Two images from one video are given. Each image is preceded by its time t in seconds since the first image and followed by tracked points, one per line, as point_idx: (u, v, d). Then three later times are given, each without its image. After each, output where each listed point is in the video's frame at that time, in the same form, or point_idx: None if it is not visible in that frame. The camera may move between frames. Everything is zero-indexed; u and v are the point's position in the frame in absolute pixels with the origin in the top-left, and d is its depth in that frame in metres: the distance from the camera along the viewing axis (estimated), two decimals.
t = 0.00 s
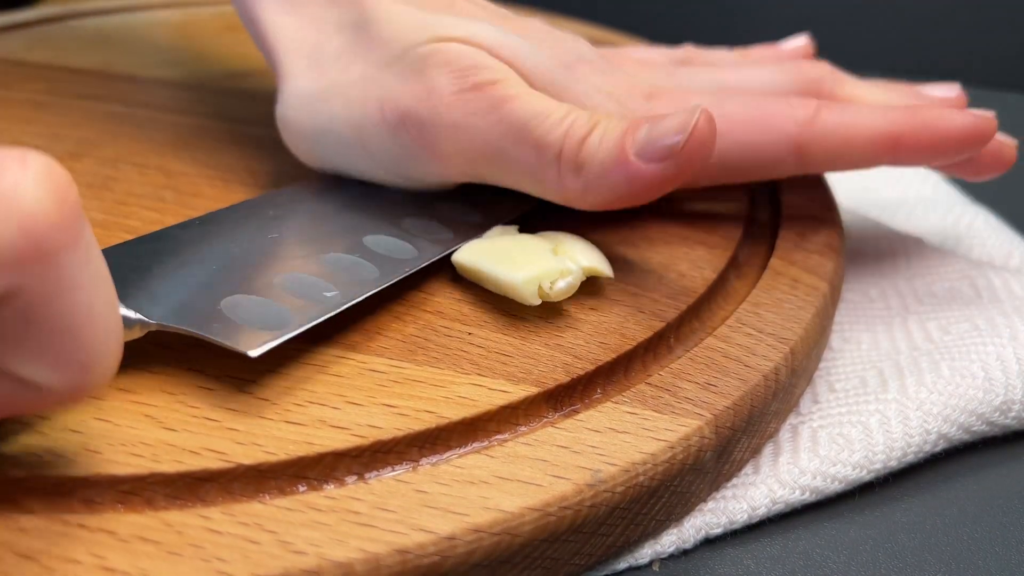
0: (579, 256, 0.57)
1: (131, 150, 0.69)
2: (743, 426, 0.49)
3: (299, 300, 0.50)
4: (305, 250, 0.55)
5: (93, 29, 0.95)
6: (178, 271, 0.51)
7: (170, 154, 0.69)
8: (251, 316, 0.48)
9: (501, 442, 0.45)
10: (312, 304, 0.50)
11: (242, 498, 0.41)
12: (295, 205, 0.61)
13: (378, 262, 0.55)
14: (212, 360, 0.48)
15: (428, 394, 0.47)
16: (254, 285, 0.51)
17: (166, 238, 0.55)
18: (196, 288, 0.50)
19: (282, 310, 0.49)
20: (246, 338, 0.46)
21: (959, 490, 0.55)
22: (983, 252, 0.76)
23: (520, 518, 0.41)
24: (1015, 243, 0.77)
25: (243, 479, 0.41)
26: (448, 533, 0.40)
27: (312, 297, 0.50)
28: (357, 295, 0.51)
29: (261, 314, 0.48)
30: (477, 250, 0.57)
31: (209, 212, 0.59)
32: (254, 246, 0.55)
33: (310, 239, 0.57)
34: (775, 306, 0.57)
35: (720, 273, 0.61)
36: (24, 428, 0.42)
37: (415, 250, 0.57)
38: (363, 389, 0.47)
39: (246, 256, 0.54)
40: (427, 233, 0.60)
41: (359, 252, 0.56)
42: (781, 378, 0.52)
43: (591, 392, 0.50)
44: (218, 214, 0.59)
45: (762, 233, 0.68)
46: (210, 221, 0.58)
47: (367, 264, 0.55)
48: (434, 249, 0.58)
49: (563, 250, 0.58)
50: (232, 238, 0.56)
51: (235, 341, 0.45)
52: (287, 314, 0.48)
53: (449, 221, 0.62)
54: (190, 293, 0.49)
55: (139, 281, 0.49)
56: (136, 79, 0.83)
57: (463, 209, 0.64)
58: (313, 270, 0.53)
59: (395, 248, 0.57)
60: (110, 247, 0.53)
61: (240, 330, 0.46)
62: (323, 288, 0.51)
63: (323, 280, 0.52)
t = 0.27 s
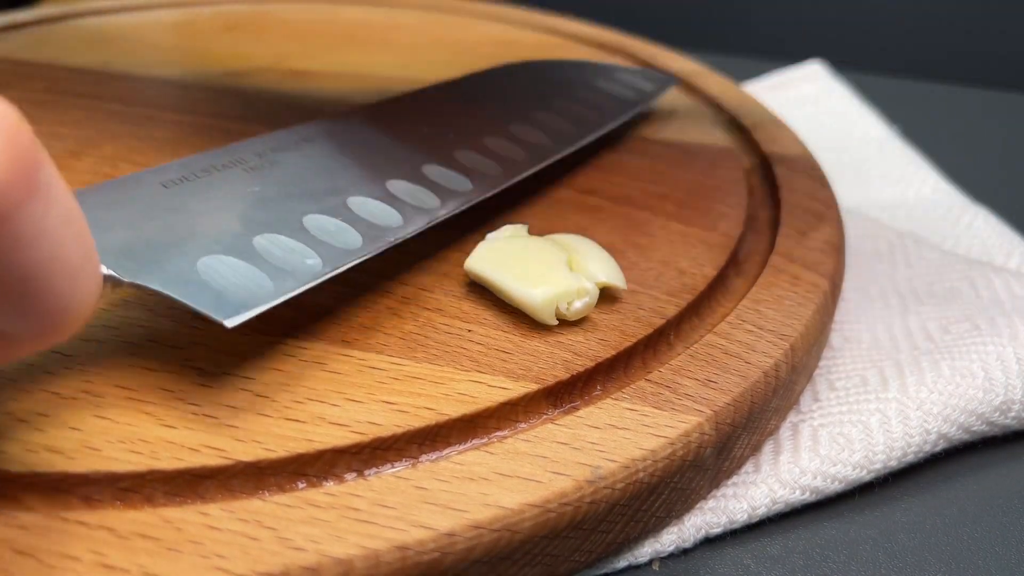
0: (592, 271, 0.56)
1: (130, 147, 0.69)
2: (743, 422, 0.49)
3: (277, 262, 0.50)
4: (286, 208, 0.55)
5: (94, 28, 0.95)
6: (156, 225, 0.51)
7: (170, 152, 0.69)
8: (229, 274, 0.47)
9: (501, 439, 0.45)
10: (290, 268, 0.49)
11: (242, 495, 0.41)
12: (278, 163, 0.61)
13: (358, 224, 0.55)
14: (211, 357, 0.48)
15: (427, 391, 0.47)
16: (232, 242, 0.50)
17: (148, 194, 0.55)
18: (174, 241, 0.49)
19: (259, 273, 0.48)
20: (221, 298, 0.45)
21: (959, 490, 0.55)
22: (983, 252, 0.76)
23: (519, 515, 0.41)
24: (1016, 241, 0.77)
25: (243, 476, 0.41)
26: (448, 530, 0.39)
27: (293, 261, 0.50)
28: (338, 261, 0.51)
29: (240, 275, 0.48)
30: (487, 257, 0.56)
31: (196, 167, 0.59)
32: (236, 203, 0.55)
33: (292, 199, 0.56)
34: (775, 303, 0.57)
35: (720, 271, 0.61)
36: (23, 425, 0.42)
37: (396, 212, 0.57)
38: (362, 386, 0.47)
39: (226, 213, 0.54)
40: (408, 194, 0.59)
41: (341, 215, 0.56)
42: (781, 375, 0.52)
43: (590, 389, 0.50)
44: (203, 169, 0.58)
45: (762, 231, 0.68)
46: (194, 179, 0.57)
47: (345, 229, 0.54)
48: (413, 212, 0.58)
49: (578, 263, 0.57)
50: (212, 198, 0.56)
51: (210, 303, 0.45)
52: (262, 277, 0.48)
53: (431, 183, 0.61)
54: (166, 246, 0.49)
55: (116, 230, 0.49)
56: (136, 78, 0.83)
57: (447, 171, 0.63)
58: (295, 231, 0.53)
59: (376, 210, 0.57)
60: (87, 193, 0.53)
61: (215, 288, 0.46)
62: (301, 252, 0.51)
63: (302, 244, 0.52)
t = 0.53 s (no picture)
0: (591, 271, 0.56)
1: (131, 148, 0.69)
2: (742, 422, 0.49)
3: (255, 196, 0.49)
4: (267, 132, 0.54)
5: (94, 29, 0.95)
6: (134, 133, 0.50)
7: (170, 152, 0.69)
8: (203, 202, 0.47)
9: (501, 439, 0.45)
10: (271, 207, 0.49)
11: (242, 495, 0.41)
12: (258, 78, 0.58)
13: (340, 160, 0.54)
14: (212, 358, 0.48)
15: (427, 390, 0.47)
16: (210, 163, 0.50)
17: (121, 81, 0.53)
18: (148, 155, 0.48)
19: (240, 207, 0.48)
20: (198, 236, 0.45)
21: (959, 490, 0.55)
22: (983, 253, 0.76)
23: (519, 515, 0.41)
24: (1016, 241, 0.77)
25: (243, 476, 0.41)
26: (448, 530, 0.39)
27: (275, 204, 0.49)
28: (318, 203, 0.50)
29: (220, 207, 0.47)
30: (489, 259, 0.56)
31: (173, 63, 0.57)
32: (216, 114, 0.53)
33: (273, 118, 0.55)
34: (775, 303, 0.57)
35: (720, 270, 0.61)
36: (23, 425, 0.42)
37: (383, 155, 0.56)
38: (362, 386, 0.47)
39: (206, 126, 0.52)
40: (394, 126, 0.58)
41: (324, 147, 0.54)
42: (781, 375, 0.52)
43: (590, 389, 0.50)
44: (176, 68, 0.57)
45: (762, 231, 0.68)
46: (169, 79, 0.55)
47: (327, 166, 0.53)
48: (400, 152, 0.56)
49: (577, 263, 0.57)
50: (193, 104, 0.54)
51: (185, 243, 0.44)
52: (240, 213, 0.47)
53: (419, 116, 0.60)
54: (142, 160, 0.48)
55: (87, 129, 0.48)
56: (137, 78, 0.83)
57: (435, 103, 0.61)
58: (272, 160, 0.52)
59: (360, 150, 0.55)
60: (61, 76, 0.51)
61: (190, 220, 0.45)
62: (282, 187, 0.50)
63: (281, 181, 0.51)
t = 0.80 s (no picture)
0: (592, 271, 0.55)
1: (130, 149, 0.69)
2: (742, 422, 0.49)
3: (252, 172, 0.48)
4: (279, 83, 0.50)
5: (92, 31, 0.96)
6: (146, 36, 0.46)
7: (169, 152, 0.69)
8: (200, 179, 0.45)
9: (500, 438, 0.45)
10: (267, 200, 0.48)
11: (242, 495, 0.41)
12: None
13: (344, 138, 0.52)
14: (211, 358, 0.48)
15: (427, 390, 0.47)
16: (217, 115, 0.47)
17: None
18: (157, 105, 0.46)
19: (235, 184, 0.47)
20: (190, 222, 0.44)
21: (959, 491, 0.55)
22: (983, 252, 0.76)
23: (519, 515, 0.41)
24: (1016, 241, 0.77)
25: (243, 476, 0.41)
26: (448, 530, 0.39)
27: (274, 188, 0.48)
28: (314, 203, 0.50)
29: (218, 184, 0.46)
30: (487, 258, 0.56)
31: None
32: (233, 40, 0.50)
33: (289, 57, 0.51)
34: (775, 303, 0.57)
35: (720, 270, 0.61)
36: (23, 425, 0.42)
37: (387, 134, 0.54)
38: (362, 385, 0.47)
39: (219, 58, 0.49)
40: (405, 88, 0.55)
41: (331, 108, 0.52)
42: (781, 376, 0.52)
43: (590, 389, 0.50)
44: None
45: (763, 231, 0.68)
46: None
47: (334, 133, 0.51)
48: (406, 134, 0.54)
49: (577, 263, 0.56)
50: (210, 6, 0.49)
51: (178, 238, 0.43)
52: (239, 200, 0.47)
53: (434, 78, 0.56)
54: (147, 99, 0.46)
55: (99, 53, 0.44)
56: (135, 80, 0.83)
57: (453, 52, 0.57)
58: (276, 120, 0.49)
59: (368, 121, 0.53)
60: None
61: (186, 197, 0.44)
62: (283, 168, 0.49)
63: (287, 159, 0.49)
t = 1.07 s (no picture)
0: (592, 271, 0.56)
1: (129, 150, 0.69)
2: (743, 422, 0.49)
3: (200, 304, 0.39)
4: (266, 117, 0.40)
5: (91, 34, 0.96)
6: (80, 104, 0.36)
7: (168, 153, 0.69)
8: (139, 304, 0.38)
9: (500, 439, 0.45)
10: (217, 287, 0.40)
11: (241, 495, 0.41)
12: (440, 56, 0.45)
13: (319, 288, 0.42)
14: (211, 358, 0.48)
15: (427, 390, 0.47)
16: (178, 154, 0.38)
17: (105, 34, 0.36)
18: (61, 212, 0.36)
19: (181, 313, 0.39)
20: (119, 356, 0.38)
21: (959, 491, 0.55)
22: (982, 252, 0.76)
23: (519, 515, 0.41)
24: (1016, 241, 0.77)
25: (242, 476, 0.42)
26: (448, 530, 0.39)
27: (225, 322, 0.40)
28: (269, 338, 0.41)
29: (159, 318, 0.38)
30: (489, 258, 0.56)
31: None
32: (231, 75, 0.39)
33: (290, 106, 0.40)
34: (775, 303, 0.57)
35: (721, 270, 0.61)
36: (22, 425, 0.42)
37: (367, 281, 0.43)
38: (361, 385, 0.47)
39: (205, 84, 0.38)
40: (403, 205, 0.44)
41: (296, 217, 0.41)
42: (781, 375, 0.52)
43: (590, 389, 0.50)
44: (456, 67, 0.46)
45: (763, 231, 0.68)
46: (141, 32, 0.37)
47: (286, 262, 0.41)
48: (389, 202, 0.44)
49: (577, 262, 0.57)
50: (191, 53, 0.38)
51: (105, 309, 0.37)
52: (176, 264, 0.38)
53: (440, 190, 0.45)
54: (71, 116, 0.36)
55: None
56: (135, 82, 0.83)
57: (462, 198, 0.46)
58: (226, 191, 0.39)
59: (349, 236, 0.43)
60: None
61: (118, 321, 0.37)
62: (247, 286, 0.40)
63: (245, 233, 0.40)
